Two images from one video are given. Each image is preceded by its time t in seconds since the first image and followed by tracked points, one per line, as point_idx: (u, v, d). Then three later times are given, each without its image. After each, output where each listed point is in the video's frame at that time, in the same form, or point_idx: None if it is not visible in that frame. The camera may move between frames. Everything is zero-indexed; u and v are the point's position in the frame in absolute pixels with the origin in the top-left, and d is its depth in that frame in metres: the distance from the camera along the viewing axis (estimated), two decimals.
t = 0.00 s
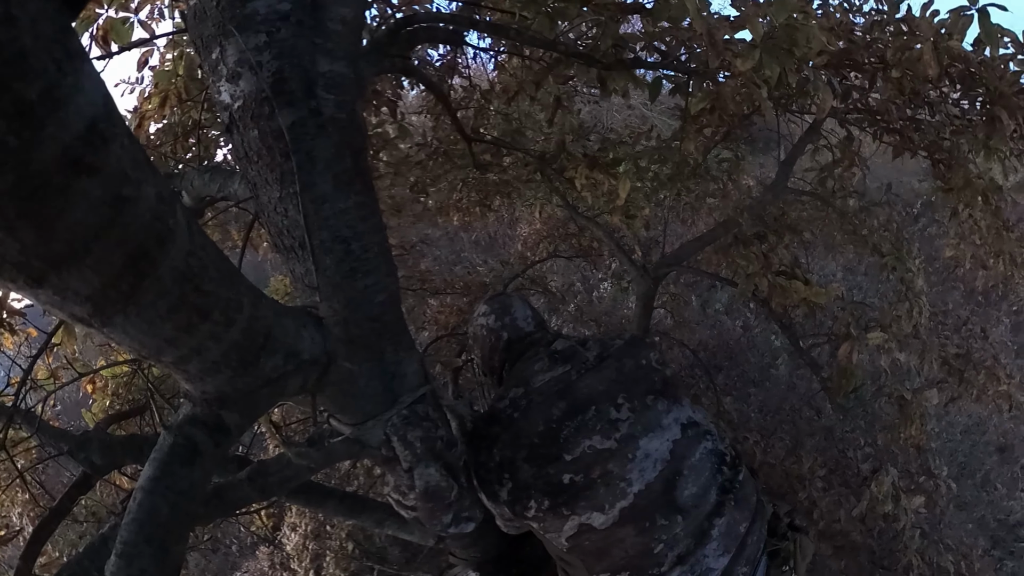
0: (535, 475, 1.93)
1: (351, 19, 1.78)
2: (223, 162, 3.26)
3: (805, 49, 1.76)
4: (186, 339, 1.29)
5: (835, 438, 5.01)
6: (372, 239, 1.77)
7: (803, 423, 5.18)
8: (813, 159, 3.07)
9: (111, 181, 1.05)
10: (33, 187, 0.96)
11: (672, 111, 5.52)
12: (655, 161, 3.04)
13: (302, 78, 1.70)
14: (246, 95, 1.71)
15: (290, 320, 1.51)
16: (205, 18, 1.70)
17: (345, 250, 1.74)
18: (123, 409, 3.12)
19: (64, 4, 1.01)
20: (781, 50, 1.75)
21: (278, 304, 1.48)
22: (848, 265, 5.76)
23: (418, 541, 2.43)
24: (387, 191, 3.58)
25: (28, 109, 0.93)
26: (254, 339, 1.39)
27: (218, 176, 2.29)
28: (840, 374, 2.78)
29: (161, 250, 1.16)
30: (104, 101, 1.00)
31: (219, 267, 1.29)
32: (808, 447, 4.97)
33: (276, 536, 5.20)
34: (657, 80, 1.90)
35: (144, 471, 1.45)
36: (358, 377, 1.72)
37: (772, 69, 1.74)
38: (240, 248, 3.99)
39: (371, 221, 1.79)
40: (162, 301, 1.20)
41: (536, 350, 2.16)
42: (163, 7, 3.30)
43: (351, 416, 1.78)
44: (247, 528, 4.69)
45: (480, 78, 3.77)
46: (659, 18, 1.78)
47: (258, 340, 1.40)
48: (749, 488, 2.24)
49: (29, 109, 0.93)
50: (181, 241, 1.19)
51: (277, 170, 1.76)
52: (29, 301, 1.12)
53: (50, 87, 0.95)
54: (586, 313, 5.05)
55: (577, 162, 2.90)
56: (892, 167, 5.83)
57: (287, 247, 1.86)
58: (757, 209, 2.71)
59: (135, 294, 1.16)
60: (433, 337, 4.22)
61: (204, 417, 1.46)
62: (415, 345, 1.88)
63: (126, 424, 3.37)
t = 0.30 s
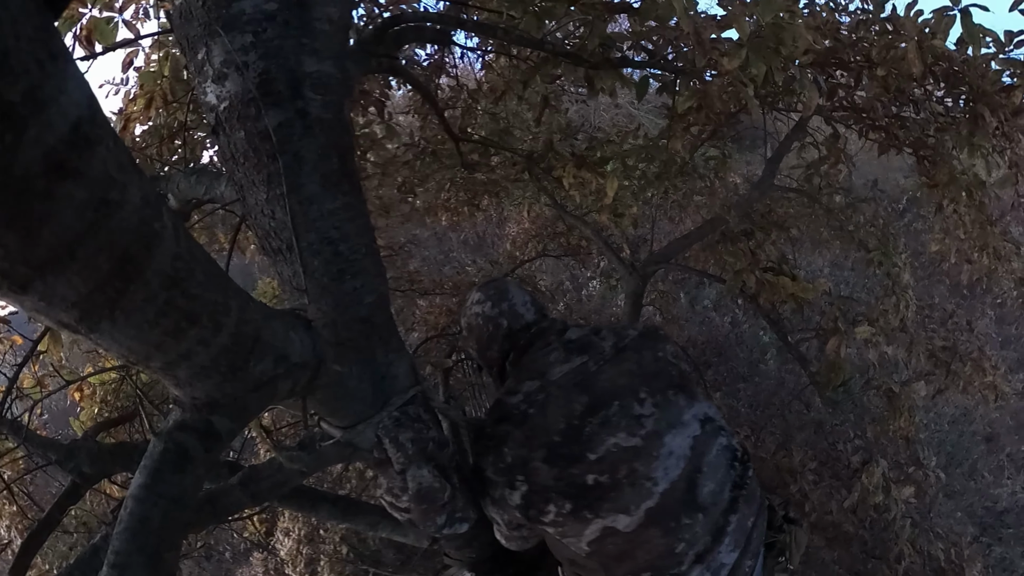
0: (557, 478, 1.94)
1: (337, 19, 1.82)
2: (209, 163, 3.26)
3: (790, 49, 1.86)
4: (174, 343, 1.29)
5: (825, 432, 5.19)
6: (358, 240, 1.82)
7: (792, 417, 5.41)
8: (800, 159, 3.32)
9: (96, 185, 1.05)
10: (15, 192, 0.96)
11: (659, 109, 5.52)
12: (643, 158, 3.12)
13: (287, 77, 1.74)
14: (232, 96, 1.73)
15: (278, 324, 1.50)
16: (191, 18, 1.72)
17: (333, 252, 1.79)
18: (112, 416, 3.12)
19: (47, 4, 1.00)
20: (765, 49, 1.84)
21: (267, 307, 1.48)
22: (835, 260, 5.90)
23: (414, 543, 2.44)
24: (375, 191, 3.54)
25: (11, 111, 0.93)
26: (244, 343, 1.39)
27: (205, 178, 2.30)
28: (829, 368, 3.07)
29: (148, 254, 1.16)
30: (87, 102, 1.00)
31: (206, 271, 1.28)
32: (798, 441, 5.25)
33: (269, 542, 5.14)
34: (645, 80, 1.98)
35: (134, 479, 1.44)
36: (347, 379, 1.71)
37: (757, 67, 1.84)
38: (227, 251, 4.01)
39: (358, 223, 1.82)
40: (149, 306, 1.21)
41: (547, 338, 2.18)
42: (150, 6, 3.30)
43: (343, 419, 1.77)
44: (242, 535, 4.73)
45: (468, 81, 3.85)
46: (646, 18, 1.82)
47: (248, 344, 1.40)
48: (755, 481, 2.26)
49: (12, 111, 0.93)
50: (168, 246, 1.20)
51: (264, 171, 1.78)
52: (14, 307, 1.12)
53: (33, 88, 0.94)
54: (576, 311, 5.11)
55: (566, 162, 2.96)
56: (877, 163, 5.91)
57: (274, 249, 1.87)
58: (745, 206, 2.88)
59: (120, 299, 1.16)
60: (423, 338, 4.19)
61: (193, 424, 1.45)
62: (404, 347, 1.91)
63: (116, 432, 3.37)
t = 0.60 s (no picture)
0: (606, 480, 1.85)
1: (325, 18, 1.75)
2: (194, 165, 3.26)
3: (776, 46, 1.95)
4: (162, 349, 1.29)
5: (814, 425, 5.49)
6: (345, 240, 1.81)
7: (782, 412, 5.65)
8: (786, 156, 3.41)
9: (81, 190, 1.03)
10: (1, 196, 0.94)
11: (646, 108, 5.53)
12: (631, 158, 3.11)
13: (275, 79, 1.68)
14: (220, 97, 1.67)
15: (265, 328, 1.52)
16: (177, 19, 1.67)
17: (318, 255, 1.78)
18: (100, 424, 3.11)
19: (28, 3, 0.98)
20: (753, 47, 1.93)
21: (255, 312, 1.50)
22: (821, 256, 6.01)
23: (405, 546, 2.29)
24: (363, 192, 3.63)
25: None
26: (231, 347, 1.40)
27: (192, 180, 2.34)
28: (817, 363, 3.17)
29: (134, 257, 1.16)
30: (71, 104, 0.99)
31: (193, 275, 1.28)
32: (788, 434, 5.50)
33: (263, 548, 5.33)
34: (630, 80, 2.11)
35: (125, 486, 1.39)
36: (337, 380, 1.79)
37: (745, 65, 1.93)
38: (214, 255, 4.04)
39: (345, 223, 1.82)
40: (137, 311, 1.20)
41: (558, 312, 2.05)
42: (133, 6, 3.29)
43: (332, 421, 1.87)
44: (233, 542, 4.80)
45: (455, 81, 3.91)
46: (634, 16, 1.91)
47: (236, 348, 1.41)
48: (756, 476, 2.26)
49: None
50: (155, 249, 1.19)
51: (250, 173, 1.74)
52: None
53: (14, 88, 0.93)
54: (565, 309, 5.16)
55: (554, 161, 3.11)
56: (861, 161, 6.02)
57: (261, 250, 1.86)
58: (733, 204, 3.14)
59: (107, 304, 1.16)
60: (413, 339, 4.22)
61: (183, 430, 1.46)
62: (393, 348, 1.95)
63: (104, 441, 3.41)
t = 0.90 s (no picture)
0: (671, 491, 1.53)
1: (312, 18, 1.77)
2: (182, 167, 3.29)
3: (762, 46, 2.00)
4: (150, 354, 1.28)
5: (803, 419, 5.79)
6: (332, 240, 1.79)
7: (772, 405, 5.84)
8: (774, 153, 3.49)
9: (65, 192, 1.02)
10: None
11: (635, 106, 5.59)
12: (619, 158, 3.19)
13: (262, 79, 1.68)
14: (205, 98, 1.69)
15: (254, 331, 1.50)
16: (163, 20, 1.69)
17: (306, 257, 1.76)
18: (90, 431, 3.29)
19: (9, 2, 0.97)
20: (739, 47, 1.98)
21: (243, 314, 1.47)
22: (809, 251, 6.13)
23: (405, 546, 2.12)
24: (351, 193, 3.69)
25: None
26: (220, 351, 1.38)
27: (178, 182, 2.38)
28: (805, 356, 3.22)
29: (120, 262, 1.14)
30: (54, 106, 0.97)
31: (179, 278, 1.27)
32: (779, 428, 5.70)
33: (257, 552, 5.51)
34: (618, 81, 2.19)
35: (116, 496, 1.41)
36: (327, 385, 1.74)
37: (732, 64, 1.97)
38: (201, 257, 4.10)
39: (334, 225, 1.80)
40: (124, 315, 1.19)
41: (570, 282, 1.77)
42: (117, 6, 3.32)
43: (324, 425, 1.80)
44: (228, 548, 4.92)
45: (443, 80, 3.97)
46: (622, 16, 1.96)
47: (224, 352, 1.39)
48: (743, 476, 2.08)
49: None
50: (140, 252, 1.18)
51: (237, 175, 1.74)
52: None
53: None
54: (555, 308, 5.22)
55: (542, 160, 3.13)
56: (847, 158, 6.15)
57: (248, 254, 1.85)
58: (718, 202, 3.27)
59: (93, 308, 1.15)
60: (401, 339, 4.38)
61: (173, 436, 1.43)
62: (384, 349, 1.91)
63: (92, 448, 3.59)
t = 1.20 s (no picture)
0: (727, 507, 1.47)
1: (298, 18, 1.83)
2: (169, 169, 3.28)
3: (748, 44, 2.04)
4: (138, 360, 1.27)
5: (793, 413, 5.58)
6: (321, 242, 1.82)
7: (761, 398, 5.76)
8: (760, 151, 3.56)
9: (49, 196, 1.01)
10: None
11: (623, 105, 5.61)
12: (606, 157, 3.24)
13: (249, 78, 1.73)
14: (192, 98, 1.71)
15: (242, 334, 1.50)
16: (149, 20, 1.72)
17: (295, 258, 1.78)
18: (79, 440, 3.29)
19: None
20: (726, 44, 2.02)
21: (231, 318, 1.47)
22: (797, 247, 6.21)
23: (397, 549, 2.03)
24: (338, 193, 3.77)
25: None
26: (210, 356, 1.38)
27: (165, 186, 2.32)
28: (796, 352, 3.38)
29: (106, 266, 1.14)
30: (38, 109, 0.98)
31: (167, 283, 1.27)
32: (770, 422, 5.59)
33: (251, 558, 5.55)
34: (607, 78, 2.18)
35: (107, 504, 1.42)
36: (316, 388, 1.74)
37: (718, 63, 2.01)
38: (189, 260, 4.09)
39: (321, 227, 1.83)
40: (111, 320, 1.19)
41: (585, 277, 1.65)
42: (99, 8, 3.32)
43: (314, 428, 1.79)
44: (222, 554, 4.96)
45: (431, 80, 4.01)
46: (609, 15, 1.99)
47: (214, 357, 1.39)
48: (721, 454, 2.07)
49: None
50: (127, 258, 1.17)
51: (225, 177, 1.77)
52: None
53: None
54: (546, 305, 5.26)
55: (530, 160, 3.14)
56: (833, 155, 6.27)
57: (237, 257, 1.87)
58: (706, 198, 3.29)
59: (79, 314, 1.14)
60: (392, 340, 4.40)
61: (163, 442, 1.45)
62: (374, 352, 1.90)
63: (81, 457, 3.59)
